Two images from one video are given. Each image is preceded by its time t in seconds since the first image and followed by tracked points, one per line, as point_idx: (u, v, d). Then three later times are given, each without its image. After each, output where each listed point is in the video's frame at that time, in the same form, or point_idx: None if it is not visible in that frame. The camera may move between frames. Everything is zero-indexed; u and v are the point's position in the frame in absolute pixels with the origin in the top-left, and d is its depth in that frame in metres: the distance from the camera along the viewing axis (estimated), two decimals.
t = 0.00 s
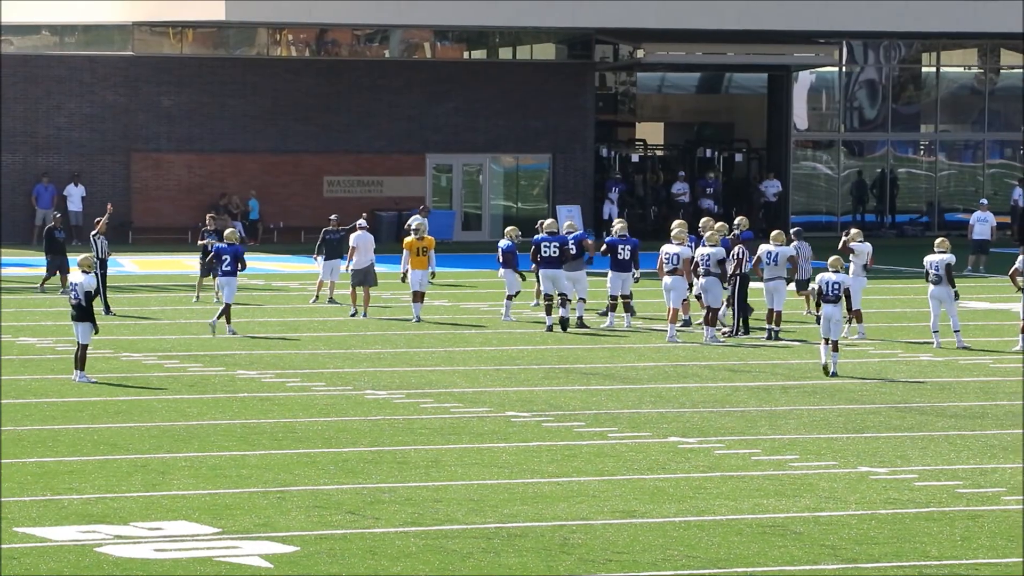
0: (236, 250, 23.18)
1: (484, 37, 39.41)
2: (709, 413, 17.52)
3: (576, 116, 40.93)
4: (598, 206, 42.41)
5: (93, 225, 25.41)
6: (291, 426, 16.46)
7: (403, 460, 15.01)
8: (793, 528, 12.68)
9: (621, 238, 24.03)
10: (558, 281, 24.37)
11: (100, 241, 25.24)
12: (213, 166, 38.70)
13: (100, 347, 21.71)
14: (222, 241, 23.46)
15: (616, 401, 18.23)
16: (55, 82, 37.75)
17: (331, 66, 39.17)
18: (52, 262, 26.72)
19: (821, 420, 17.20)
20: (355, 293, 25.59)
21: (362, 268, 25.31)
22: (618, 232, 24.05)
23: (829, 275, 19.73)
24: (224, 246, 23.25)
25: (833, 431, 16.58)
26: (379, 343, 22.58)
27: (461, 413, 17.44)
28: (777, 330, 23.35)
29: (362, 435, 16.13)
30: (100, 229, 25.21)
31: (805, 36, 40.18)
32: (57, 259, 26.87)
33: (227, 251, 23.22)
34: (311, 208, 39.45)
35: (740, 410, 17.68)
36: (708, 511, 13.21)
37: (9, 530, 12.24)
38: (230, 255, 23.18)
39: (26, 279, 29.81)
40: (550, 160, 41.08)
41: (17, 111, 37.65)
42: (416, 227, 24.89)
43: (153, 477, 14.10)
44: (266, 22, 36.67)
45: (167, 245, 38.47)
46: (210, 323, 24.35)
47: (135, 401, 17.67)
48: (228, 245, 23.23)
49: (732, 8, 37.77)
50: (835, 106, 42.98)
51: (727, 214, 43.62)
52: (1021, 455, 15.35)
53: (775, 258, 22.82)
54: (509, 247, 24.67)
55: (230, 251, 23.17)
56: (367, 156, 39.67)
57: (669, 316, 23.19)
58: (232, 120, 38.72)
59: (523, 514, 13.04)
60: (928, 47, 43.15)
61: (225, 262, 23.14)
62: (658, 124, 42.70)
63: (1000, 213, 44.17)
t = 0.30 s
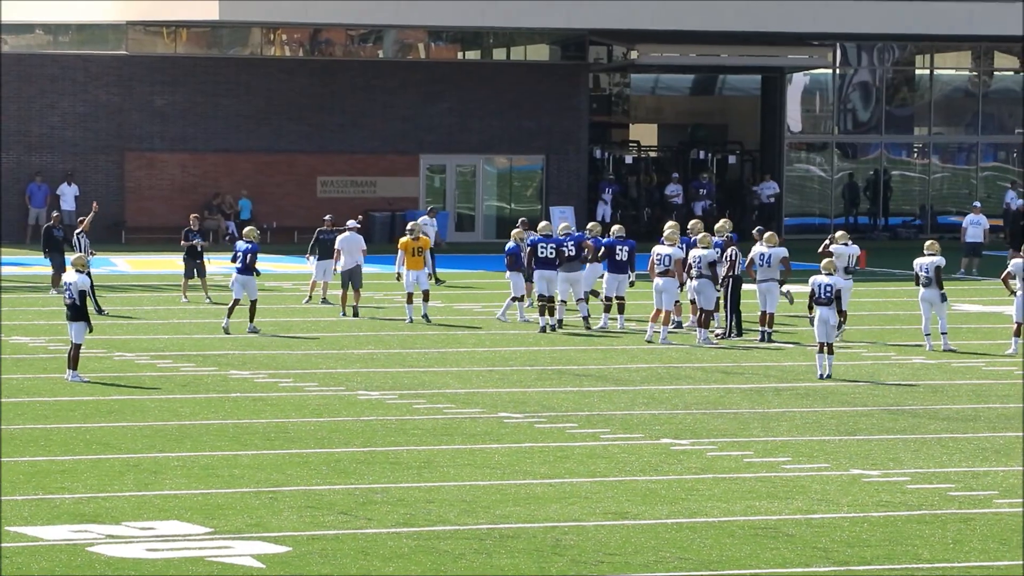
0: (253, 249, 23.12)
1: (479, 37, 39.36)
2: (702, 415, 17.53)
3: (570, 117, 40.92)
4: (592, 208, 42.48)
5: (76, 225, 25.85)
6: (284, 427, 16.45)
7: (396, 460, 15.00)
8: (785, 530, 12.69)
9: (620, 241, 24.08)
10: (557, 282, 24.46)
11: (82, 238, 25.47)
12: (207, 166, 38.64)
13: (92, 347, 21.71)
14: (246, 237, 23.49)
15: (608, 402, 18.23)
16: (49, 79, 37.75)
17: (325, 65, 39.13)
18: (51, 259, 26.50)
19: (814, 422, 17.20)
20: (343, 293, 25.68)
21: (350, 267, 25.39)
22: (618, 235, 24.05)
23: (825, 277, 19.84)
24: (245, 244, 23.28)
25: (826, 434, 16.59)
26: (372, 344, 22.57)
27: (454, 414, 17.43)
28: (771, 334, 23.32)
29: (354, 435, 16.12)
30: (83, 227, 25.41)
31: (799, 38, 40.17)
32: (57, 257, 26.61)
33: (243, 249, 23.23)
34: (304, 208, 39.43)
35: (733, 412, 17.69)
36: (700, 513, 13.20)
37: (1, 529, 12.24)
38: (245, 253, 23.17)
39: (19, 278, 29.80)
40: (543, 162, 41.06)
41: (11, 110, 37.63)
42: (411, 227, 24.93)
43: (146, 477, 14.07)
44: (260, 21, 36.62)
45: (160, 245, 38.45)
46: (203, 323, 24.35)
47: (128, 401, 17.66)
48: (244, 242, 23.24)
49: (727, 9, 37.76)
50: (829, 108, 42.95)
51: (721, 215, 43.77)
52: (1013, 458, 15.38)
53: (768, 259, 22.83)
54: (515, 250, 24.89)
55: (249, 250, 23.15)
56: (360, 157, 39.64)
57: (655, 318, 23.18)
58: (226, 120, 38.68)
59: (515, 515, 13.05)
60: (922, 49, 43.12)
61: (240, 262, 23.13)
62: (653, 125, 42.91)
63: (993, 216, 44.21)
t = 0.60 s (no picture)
0: (281, 251, 23.35)
1: (481, 39, 39.38)
2: (703, 417, 17.53)
3: (571, 118, 40.94)
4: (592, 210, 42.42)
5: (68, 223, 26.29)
6: (285, 427, 16.45)
7: (397, 461, 15.00)
8: (786, 531, 12.69)
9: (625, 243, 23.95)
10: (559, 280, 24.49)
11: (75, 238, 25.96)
12: (208, 166, 38.67)
13: (93, 346, 21.71)
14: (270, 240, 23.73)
15: (609, 404, 18.23)
16: (50, 78, 37.71)
17: (326, 66, 39.12)
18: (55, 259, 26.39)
19: (815, 424, 17.20)
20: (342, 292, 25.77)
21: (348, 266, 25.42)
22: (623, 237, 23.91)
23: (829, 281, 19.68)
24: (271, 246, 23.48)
25: (827, 436, 16.60)
26: (372, 344, 22.56)
27: (455, 415, 17.43)
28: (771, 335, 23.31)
29: (355, 436, 16.11)
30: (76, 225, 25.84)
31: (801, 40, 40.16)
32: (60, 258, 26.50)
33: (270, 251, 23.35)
34: (305, 208, 39.41)
35: (733, 414, 17.69)
36: (700, 515, 13.19)
37: (1, 528, 12.24)
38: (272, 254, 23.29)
39: (19, 277, 29.79)
40: (544, 163, 41.07)
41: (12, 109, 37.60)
42: (417, 227, 24.89)
43: (147, 477, 14.07)
44: (261, 21, 36.60)
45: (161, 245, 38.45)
46: (204, 323, 24.34)
47: (128, 400, 17.66)
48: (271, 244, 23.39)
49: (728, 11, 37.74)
50: (830, 110, 42.95)
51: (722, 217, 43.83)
52: (1013, 460, 15.37)
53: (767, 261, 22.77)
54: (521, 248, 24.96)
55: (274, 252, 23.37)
56: (361, 157, 39.65)
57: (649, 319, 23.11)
58: (227, 120, 38.71)
59: (516, 515, 13.05)
60: (923, 52, 43.17)
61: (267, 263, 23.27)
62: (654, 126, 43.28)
63: (994, 218, 44.19)
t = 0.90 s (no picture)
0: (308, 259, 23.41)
1: (481, 45, 39.84)
2: (703, 423, 17.52)
3: (571, 124, 40.97)
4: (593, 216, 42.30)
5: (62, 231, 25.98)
6: (286, 433, 16.44)
7: (397, 467, 14.99)
8: (788, 538, 12.69)
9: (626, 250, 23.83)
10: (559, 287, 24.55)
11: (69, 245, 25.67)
12: (209, 171, 38.70)
13: (94, 352, 21.70)
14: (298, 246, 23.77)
15: (610, 410, 18.22)
16: (50, 84, 37.61)
17: (326, 71, 39.14)
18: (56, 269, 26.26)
19: (816, 431, 17.20)
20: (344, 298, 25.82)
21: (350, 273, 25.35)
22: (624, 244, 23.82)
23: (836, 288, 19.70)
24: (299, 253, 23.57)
25: (828, 442, 16.60)
26: (373, 351, 22.55)
27: (456, 421, 17.41)
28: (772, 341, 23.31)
29: (356, 442, 16.10)
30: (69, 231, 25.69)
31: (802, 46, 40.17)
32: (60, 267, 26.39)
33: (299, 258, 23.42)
34: (305, 214, 39.43)
35: (734, 421, 17.68)
36: (700, 521, 13.19)
37: (1, 535, 12.24)
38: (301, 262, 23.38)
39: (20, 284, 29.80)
40: (545, 169, 41.11)
41: (12, 115, 37.43)
42: (420, 234, 24.80)
43: (147, 483, 14.06)
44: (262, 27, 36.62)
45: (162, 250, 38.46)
46: (205, 329, 24.34)
47: (129, 407, 17.65)
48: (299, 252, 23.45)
49: (728, 16, 37.79)
50: (831, 117, 43.08)
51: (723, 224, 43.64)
52: (1014, 467, 15.36)
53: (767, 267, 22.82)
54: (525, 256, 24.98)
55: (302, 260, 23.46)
56: (361, 163, 39.67)
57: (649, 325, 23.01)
58: (228, 126, 38.69)
59: (517, 522, 13.05)
60: (924, 58, 43.16)
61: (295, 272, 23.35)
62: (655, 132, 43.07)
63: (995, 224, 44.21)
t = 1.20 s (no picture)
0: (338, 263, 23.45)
1: (482, 51, 39.53)
2: (704, 429, 17.51)
3: (572, 130, 40.99)
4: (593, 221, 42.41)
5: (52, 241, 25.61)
6: (287, 439, 16.44)
7: (399, 473, 14.98)
8: (788, 544, 12.68)
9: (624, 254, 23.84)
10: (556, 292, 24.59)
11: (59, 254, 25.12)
12: (210, 177, 38.75)
13: (95, 358, 21.71)
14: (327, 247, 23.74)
15: (611, 416, 18.22)
16: (51, 91, 37.73)
17: (328, 77, 39.15)
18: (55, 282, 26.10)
19: (817, 436, 17.20)
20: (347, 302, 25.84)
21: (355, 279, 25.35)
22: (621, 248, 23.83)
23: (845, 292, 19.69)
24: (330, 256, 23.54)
25: (830, 448, 16.59)
26: (375, 356, 22.57)
27: (457, 427, 17.41)
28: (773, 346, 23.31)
29: (357, 448, 16.10)
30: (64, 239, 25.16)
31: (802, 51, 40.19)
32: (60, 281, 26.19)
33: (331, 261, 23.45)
34: (305, 219, 39.46)
35: (736, 426, 17.68)
36: (700, 527, 13.18)
37: (3, 539, 12.26)
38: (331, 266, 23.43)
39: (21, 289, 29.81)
40: (546, 175, 41.11)
41: (14, 121, 37.48)
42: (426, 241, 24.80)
43: (148, 488, 14.07)
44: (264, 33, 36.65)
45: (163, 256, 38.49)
46: (206, 334, 24.35)
47: (130, 412, 17.65)
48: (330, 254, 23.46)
49: (730, 22, 37.82)
50: (833, 123, 43.04)
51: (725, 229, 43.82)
52: (1014, 472, 15.35)
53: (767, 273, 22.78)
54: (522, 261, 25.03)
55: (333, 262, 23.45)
56: (363, 168, 39.69)
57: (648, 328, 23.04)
58: (229, 131, 38.76)
59: (518, 528, 13.04)
60: (926, 64, 43.13)
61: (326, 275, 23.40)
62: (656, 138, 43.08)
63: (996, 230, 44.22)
